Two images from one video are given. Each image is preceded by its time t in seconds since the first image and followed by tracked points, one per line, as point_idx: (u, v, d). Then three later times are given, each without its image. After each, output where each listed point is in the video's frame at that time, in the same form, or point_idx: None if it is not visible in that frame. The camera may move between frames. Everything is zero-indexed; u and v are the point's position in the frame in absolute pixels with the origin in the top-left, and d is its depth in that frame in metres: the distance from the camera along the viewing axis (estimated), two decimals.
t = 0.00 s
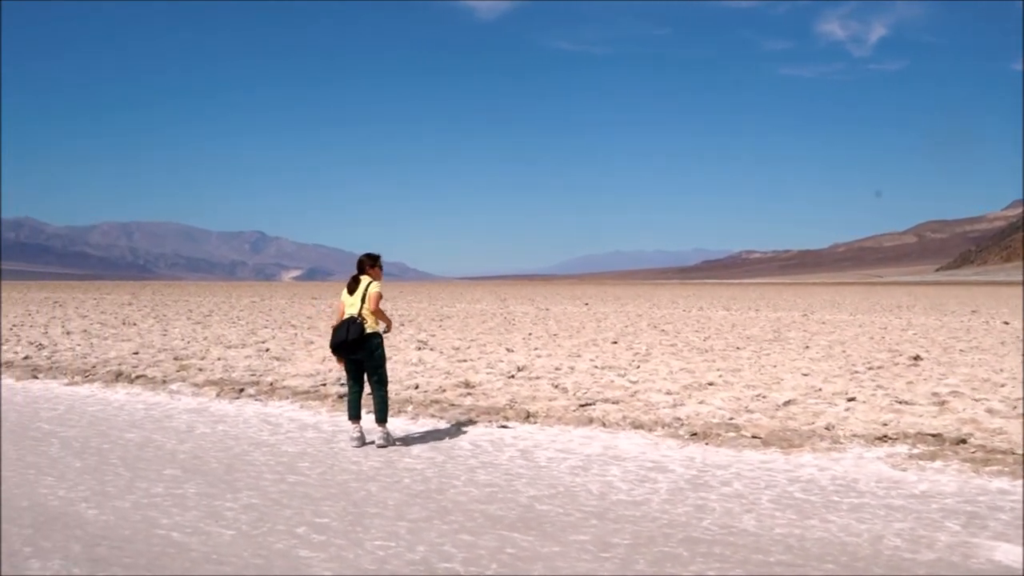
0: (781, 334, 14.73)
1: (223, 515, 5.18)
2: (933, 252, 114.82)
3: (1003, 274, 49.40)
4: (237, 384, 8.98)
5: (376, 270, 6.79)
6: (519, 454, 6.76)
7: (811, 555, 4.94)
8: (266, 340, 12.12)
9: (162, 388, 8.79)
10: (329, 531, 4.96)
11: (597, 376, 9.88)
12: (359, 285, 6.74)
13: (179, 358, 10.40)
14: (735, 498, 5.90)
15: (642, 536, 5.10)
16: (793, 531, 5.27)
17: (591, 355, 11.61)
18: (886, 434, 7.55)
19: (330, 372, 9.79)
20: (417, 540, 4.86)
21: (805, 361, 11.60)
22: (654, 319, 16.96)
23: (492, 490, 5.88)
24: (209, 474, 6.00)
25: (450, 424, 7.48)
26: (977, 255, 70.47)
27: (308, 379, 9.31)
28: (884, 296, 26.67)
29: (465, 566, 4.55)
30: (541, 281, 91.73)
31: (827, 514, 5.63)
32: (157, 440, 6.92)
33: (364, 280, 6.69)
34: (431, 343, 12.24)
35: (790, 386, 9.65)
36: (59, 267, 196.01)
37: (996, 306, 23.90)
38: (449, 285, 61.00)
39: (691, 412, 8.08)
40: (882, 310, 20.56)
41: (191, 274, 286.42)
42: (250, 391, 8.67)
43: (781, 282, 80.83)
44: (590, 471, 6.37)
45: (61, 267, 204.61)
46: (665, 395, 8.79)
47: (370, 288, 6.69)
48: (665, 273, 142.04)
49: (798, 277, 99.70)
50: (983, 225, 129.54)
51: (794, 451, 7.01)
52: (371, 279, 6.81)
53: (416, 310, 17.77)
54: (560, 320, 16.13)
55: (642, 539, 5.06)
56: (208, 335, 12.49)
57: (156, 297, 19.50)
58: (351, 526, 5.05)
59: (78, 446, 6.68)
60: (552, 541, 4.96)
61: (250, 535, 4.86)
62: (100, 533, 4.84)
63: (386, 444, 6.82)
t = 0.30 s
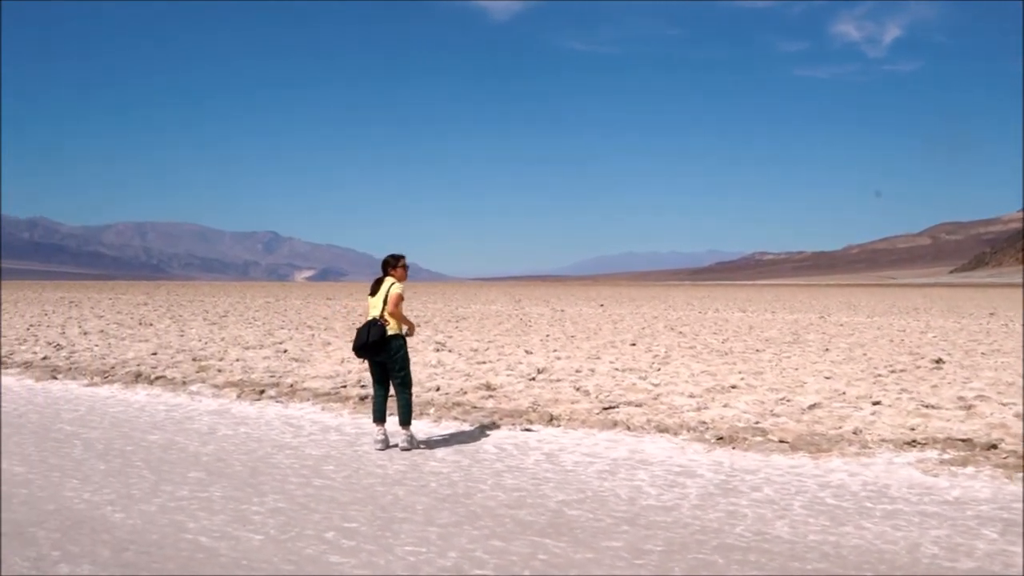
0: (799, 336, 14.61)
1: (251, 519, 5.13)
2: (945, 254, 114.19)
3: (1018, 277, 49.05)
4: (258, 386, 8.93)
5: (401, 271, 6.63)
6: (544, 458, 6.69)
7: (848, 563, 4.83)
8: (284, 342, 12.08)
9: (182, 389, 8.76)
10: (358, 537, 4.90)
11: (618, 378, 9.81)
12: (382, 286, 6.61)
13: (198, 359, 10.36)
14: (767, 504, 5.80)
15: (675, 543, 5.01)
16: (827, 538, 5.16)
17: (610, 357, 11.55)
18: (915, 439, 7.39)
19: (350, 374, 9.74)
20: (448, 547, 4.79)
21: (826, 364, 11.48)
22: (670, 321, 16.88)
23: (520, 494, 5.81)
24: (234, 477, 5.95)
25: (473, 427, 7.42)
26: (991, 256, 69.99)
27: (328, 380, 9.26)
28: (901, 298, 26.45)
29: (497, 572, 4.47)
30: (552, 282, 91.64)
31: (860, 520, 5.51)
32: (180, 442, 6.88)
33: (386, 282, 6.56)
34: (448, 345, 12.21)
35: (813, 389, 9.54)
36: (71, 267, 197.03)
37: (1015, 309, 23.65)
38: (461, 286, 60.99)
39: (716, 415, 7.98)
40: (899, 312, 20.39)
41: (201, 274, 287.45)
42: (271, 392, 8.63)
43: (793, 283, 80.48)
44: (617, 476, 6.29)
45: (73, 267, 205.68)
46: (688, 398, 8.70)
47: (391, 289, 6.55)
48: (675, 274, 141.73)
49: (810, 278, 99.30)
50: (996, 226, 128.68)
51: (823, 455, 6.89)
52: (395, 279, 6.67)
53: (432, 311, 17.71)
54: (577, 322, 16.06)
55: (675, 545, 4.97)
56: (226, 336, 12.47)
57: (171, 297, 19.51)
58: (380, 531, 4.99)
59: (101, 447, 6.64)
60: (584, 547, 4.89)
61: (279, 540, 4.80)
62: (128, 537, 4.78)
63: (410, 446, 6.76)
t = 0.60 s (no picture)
0: (810, 338, 14.53)
1: (271, 521, 5.06)
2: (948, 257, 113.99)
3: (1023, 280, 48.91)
4: (270, 386, 8.87)
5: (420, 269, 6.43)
6: (562, 461, 6.63)
7: (878, 568, 4.76)
8: (294, 341, 12.01)
9: (194, 389, 8.69)
10: (381, 540, 4.84)
11: (632, 380, 9.74)
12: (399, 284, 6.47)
13: (209, 359, 10.29)
14: (790, 508, 5.74)
15: (701, 547, 4.94)
16: (855, 543, 5.09)
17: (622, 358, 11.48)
18: (936, 444, 7.31)
19: (362, 374, 9.68)
20: (472, 551, 4.72)
21: (839, 367, 11.40)
22: (679, 322, 16.81)
23: (541, 497, 5.74)
24: (252, 479, 5.89)
25: (489, 429, 7.36)
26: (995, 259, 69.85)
27: (341, 381, 9.20)
28: (908, 300, 26.33)
29: None
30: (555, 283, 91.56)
31: (887, 526, 5.44)
32: (195, 443, 6.82)
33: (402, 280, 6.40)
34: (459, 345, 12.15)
35: (829, 391, 9.47)
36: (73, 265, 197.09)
37: None
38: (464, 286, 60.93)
39: (733, 418, 7.91)
40: (908, 315, 20.30)
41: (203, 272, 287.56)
42: (284, 392, 8.57)
43: (796, 284, 80.32)
44: (637, 479, 6.23)
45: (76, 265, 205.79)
46: (704, 401, 8.63)
47: (406, 288, 6.40)
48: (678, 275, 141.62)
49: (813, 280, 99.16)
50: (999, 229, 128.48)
51: (844, 459, 6.82)
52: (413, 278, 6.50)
53: (439, 311, 17.63)
54: (586, 323, 16.00)
55: (701, 550, 4.90)
56: (235, 335, 12.41)
57: (178, 295, 19.45)
58: (402, 534, 4.93)
59: (116, 447, 6.58)
60: (609, 552, 4.82)
61: (301, 543, 4.74)
62: (149, 539, 4.73)
63: (424, 448, 6.69)
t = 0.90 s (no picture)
0: (823, 339, 14.46)
1: (296, 522, 5.01)
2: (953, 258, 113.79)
3: None
4: (286, 386, 8.82)
5: (441, 268, 6.14)
6: (584, 461, 6.57)
7: (912, 571, 4.68)
8: (306, 342, 11.96)
9: (210, 389, 8.64)
10: (407, 541, 4.78)
11: (648, 380, 9.68)
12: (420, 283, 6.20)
13: (222, 359, 10.24)
14: (819, 509, 5.66)
15: (732, 549, 4.87)
16: (887, 545, 5.02)
17: (637, 358, 11.42)
18: (960, 445, 7.24)
19: (378, 374, 9.62)
20: (500, 552, 4.66)
21: (856, 367, 11.31)
22: (690, 322, 16.75)
23: (565, 498, 5.68)
24: (273, 480, 5.84)
25: (509, 429, 7.31)
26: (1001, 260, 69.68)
27: (357, 381, 9.15)
28: (918, 300, 26.25)
29: None
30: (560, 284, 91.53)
31: (918, 528, 5.37)
32: (214, 443, 6.76)
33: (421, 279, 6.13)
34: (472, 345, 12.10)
35: (848, 392, 9.39)
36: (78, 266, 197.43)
37: None
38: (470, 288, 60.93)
39: (753, 419, 7.84)
40: (919, 316, 20.22)
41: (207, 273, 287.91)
42: (300, 393, 8.52)
43: (802, 285, 80.23)
44: (661, 480, 6.17)
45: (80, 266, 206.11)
46: (723, 401, 8.57)
47: (426, 287, 6.13)
48: (682, 276, 141.44)
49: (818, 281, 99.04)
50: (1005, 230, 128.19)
51: (868, 460, 6.74)
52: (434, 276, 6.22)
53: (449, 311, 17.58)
54: (597, 323, 15.94)
55: (732, 552, 4.84)
56: (247, 336, 12.37)
57: (187, 296, 19.42)
58: (428, 536, 4.87)
59: (134, 447, 6.53)
60: (639, 553, 4.76)
61: (328, 545, 4.68)
62: (174, 540, 4.67)
63: (441, 448, 6.62)
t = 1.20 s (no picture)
0: (836, 337, 14.38)
1: (321, 524, 4.94)
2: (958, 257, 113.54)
3: None
4: (301, 387, 8.76)
5: (463, 267, 5.91)
6: (606, 461, 6.50)
7: (948, 571, 4.61)
8: (318, 343, 11.91)
9: (225, 390, 8.59)
10: (435, 543, 4.71)
11: (665, 380, 9.61)
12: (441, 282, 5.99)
13: (235, 360, 10.18)
14: (848, 509, 5.59)
15: (764, 549, 4.80)
16: (920, 545, 4.94)
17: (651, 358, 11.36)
18: (985, 443, 7.15)
19: (393, 374, 9.56)
20: (530, 554, 4.59)
21: (872, 365, 11.23)
22: (701, 321, 16.68)
23: (591, 499, 5.61)
24: (295, 481, 5.78)
25: (529, 429, 7.25)
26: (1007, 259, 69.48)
27: (372, 382, 9.10)
28: (927, 299, 26.16)
29: None
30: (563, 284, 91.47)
31: (950, 527, 5.29)
32: (232, 445, 6.70)
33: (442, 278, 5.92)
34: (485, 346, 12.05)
35: (867, 390, 9.32)
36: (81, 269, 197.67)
37: None
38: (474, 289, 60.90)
39: (774, 417, 7.77)
40: (930, 314, 20.12)
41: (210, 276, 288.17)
42: (316, 393, 8.46)
43: (806, 284, 80.11)
44: (686, 480, 6.10)
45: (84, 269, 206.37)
46: (741, 400, 8.49)
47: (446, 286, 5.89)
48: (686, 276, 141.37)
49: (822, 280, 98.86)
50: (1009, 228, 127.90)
51: (893, 459, 6.66)
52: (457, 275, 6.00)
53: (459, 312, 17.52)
54: (608, 323, 15.87)
55: (764, 552, 4.76)
56: (258, 337, 12.32)
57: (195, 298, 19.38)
58: (456, 537, 4.80)
59: (152, 449, 6.47)
60: (670, 554, 4.68)
61: (355, 547, 4.61)
62: (199, 543, 4.61)
63: (462, 449, 6.56)
